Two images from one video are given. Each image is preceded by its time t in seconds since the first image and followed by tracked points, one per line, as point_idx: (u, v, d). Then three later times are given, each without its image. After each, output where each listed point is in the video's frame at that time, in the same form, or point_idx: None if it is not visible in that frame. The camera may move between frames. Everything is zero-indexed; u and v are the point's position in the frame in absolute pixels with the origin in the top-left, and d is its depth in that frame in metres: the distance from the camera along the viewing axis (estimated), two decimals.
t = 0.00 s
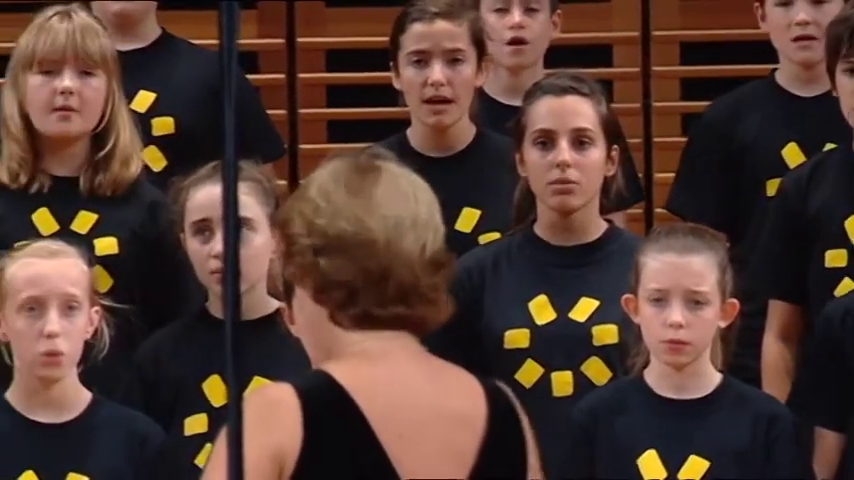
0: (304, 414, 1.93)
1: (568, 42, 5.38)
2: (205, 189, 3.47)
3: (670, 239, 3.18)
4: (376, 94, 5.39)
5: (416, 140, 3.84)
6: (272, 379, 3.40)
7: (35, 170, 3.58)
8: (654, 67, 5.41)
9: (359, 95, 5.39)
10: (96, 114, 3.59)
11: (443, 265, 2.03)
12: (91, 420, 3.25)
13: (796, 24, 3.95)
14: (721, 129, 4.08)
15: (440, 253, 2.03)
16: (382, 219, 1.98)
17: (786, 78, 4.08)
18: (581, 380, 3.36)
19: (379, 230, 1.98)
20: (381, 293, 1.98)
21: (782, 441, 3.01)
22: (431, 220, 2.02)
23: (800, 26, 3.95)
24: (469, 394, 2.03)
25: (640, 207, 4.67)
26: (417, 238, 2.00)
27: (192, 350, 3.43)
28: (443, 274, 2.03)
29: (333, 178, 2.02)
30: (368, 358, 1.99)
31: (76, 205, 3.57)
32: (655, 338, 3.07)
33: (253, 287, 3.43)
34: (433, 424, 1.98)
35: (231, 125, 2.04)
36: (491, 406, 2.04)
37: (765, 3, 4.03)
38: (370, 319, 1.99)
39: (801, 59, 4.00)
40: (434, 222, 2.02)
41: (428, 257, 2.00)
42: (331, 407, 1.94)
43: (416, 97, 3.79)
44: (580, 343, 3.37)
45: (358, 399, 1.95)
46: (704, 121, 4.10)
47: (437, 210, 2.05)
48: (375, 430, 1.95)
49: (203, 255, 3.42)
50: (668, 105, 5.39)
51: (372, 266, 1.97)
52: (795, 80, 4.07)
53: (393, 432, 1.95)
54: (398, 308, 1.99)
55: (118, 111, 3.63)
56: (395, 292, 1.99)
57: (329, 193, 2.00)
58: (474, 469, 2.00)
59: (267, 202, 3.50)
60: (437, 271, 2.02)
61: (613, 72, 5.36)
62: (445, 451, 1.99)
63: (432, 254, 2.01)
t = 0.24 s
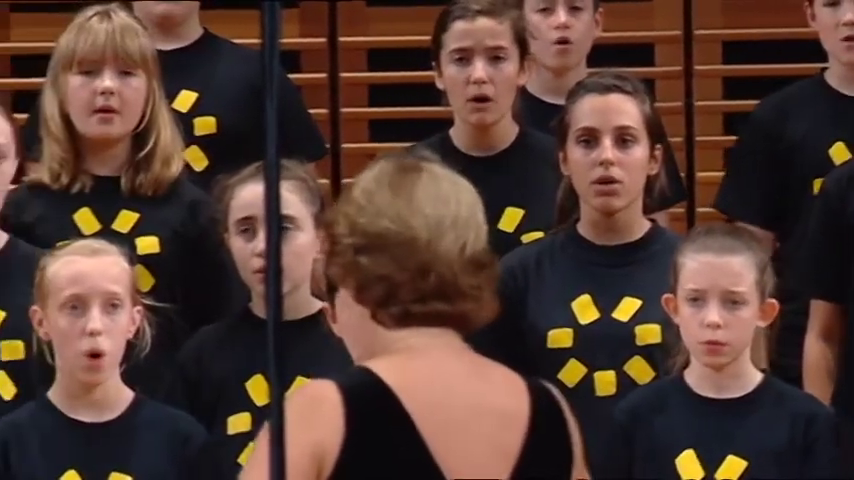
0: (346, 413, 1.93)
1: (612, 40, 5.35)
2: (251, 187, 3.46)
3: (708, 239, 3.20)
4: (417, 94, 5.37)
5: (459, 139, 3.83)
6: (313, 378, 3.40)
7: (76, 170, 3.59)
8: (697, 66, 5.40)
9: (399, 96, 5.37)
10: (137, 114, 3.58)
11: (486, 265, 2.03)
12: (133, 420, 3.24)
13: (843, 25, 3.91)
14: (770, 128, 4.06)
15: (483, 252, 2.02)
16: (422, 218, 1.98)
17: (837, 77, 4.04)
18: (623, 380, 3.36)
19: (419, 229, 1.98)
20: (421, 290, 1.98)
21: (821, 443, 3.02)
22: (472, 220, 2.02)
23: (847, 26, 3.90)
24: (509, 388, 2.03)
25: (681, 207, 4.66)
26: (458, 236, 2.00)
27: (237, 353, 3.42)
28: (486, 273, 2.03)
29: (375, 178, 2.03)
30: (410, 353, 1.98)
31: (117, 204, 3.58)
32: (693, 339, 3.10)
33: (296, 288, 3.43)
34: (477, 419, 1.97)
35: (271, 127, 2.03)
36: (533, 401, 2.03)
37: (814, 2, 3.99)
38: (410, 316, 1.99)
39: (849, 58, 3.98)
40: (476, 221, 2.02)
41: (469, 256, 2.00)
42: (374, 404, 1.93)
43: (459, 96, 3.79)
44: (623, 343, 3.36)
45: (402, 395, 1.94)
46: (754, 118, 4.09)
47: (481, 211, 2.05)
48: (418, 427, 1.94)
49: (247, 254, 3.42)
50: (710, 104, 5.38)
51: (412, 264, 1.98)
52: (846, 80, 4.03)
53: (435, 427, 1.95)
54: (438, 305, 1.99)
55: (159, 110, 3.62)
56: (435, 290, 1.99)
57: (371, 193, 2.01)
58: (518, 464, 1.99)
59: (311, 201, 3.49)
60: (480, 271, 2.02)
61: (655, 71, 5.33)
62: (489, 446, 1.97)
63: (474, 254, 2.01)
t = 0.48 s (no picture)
0: (398, 416, 1.96)
1: (652, 39, 5.33)
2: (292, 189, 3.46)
3: (747, 239, 3.19)
4: (460, 94, 5.36)
5: (502, 141, 3.83)
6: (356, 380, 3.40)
7: (119, 170, 3.59)
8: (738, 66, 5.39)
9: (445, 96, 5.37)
10: (178, 114, 3.59)
11: (539, 270, 2.03)
12: (176, 420, 3.24)
13: None
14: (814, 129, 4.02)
15: (537, 257, 2.03)
16: (469, 222, 2.00)
17: None
18: (666, 380, 3.35)
19: (466, 233, 2.00)
20: (467, 292, 2.00)
21: None
22: (523, 223, 2.02)
23: None
24: (561, 392, 2.04)
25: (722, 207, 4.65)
26: (505, 240, 2.01)
27: (281, 354, 3.42)
28: (538, 278, 2.03)
29: (432, 182, 2.05)
30: (462, 354, 2.01)
31: (159, 204, 3.58)
32: (732, 340, 3.09)
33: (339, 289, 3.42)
34: (527, 420, 2.00)
35: (314, 126, 2.02)
36: (586, 403, 2.05)
37: None
38: (458, 318, 2.01)
39: None
40: (530, 225, 2.03)
41: (518, 260, 2.01)
42: (427, 403, 1.96)
43: (501, 96, 3.78)
44: (666, 344, 3.36)
45: (453, 395, 1.97)
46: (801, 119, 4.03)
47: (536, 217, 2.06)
48: (469, 427, 1.97)
49: (290, 256, 3.41)
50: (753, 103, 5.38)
51: (458, 268, 2.00)
52: None
53: (487, 428, 1.98)
54: (485, 308, 2.01)
55: (200, 109, 3.62)
56: (481, 293, 2.01)
57: (423, 197, 2.03)
58: (572, 466, 2.01)
59: (355, 203, 3.48)
60: (530, 276, 2.02)
61: (697, 71, 5.31)
62: (540, 447, 2.00)
63: (524, 257, 2.02)
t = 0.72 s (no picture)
0: (456, 416, 1.90)
1: (693, 41, 5.34)
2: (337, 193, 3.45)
3: (787, 238, 3.19)
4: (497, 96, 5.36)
5: (541, 144, 3.85)
6: (393, 382, 3.40)
7: (156, 173, 3.59)
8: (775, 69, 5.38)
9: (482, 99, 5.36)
10: (215, 117, 3.58)
11: (598, 276, 1.97)
12: (213, 422, 3.24)
13: None
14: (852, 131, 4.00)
15: (598, 262, 1.97)
16: (524, 229, 1.96)
17: None
18: (703, 382, 3.35)
19: (521, 239, 1.95)
20: (520, 297, 1.95)
21: None
22: (581, 229, 1.97)
23: None
24: (621, 401, 1.98)
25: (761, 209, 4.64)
26: (561, 246, 1.96)
27: (320, 356, 3.42)
28: (599, 284, 1.97)
29: (494, 189, 2.01)
30: (519, 357, 1.96)
31: (197, 207, 3.58)
32: (768, 336, 3.10)
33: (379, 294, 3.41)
34: (587, 426, 1.94)
35: (347, 129, 2.03)
36: (645, 414, 1.99)
37: None
38: (515, 324, 1.96)
39: None
40: (589, 232, 1.97)
41: (575, 265, 1.95)
42: (486, 404, 1.91)
43: (539, 100, 3.79)
44: (703, 346, 3.36)
45: (511, 398, 1.92)
46: (839, 120, 4.02)
47: (600, 223, 2.00)
48: (528, 432, 1.91)
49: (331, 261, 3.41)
50: (791, 106, 5.37)
51: (511, 272, 1.95)
52: None
53: (545, 434, 1.92)
54: (541, 313, 1.96)
55: (237, 112, 3.63)
56: (536, 298, 1.95)
57: (483, 204, 1.99)
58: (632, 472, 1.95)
59: (398, 206, 3.47)
60: (588, 282, 1.96)
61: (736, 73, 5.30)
62: (600, 453, 1.94)
63: (581, 263, 1.96)
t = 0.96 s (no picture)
0: (505, 422, 1.89)
1: (721, 45, 5.33)
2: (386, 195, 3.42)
3: (820, 243, 3.18)
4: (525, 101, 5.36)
5: (568, 147, 3.87)
6: (424, 386, 3.40)
7: (185, 177, 3.59)
8: (804, 73, 5.37)
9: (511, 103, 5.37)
10: (244, 119, 3.59)
11: (648, 284, 1.98)
12: (241, 426, 3.24)
13: None
14: None
15: (648, 270, 1.98)
16: (577, 234, 1.97)
17: None
18: (732, 386, 3.35)
19: (574, 245, 1.96)
20: (573, 303, 1.95)
21: None
22: (632, 236, 1.98)
23: None
24: (670, 410, 1.97)
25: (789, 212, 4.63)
26: (613, 253, 1.97)
27: (350, 359, 3.42)
28: (649, 293, 1.99)
29: (543, 196, 2.02)
30: (569, 365, 1.96)
31: (227, 210, 3.59)
32: (794, 342, 3.10)
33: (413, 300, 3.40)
34: (636, 434, 1.93)
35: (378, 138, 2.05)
36: (692, 425, 1.98)
37: None
38: (567, 330, 1.96)
39: None
40: (641, 240, 1.99)
41: (627, 272, 1.97)
42: (534, 411, 1.90)
43: (565, 101, 3.81)
44: (733, 350, 3.35)
45: (560, 405, 1.91)
46: None
47: (649, 232, 2.01)
48: (576, 441, 1.91)
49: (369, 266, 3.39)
50: (819, 109, 5.36)
51: (564, 277, 1.95)
52: None
53: (594, 443, 1.91)
54: (591, 319, 1.96)
55: (265, 114, 3.63)
56: (588, 304, 1.95)
57: (534, 210, 2.00)
58: None
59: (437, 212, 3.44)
60: (639, 290, 1.98)
61: (764, 77, 5.29)
62: (648, 461, 1.93)
63: (633, 271, 1.97)
